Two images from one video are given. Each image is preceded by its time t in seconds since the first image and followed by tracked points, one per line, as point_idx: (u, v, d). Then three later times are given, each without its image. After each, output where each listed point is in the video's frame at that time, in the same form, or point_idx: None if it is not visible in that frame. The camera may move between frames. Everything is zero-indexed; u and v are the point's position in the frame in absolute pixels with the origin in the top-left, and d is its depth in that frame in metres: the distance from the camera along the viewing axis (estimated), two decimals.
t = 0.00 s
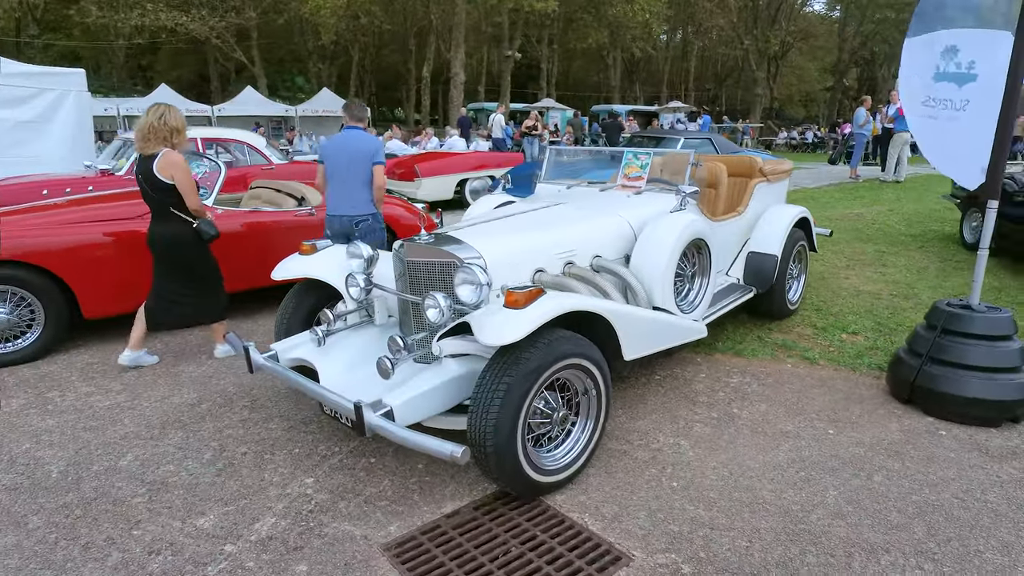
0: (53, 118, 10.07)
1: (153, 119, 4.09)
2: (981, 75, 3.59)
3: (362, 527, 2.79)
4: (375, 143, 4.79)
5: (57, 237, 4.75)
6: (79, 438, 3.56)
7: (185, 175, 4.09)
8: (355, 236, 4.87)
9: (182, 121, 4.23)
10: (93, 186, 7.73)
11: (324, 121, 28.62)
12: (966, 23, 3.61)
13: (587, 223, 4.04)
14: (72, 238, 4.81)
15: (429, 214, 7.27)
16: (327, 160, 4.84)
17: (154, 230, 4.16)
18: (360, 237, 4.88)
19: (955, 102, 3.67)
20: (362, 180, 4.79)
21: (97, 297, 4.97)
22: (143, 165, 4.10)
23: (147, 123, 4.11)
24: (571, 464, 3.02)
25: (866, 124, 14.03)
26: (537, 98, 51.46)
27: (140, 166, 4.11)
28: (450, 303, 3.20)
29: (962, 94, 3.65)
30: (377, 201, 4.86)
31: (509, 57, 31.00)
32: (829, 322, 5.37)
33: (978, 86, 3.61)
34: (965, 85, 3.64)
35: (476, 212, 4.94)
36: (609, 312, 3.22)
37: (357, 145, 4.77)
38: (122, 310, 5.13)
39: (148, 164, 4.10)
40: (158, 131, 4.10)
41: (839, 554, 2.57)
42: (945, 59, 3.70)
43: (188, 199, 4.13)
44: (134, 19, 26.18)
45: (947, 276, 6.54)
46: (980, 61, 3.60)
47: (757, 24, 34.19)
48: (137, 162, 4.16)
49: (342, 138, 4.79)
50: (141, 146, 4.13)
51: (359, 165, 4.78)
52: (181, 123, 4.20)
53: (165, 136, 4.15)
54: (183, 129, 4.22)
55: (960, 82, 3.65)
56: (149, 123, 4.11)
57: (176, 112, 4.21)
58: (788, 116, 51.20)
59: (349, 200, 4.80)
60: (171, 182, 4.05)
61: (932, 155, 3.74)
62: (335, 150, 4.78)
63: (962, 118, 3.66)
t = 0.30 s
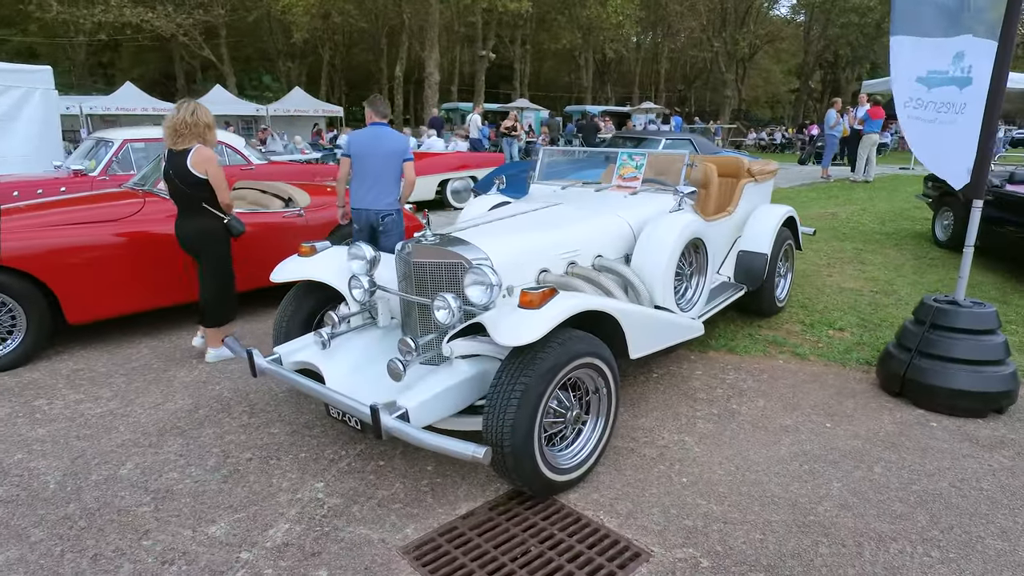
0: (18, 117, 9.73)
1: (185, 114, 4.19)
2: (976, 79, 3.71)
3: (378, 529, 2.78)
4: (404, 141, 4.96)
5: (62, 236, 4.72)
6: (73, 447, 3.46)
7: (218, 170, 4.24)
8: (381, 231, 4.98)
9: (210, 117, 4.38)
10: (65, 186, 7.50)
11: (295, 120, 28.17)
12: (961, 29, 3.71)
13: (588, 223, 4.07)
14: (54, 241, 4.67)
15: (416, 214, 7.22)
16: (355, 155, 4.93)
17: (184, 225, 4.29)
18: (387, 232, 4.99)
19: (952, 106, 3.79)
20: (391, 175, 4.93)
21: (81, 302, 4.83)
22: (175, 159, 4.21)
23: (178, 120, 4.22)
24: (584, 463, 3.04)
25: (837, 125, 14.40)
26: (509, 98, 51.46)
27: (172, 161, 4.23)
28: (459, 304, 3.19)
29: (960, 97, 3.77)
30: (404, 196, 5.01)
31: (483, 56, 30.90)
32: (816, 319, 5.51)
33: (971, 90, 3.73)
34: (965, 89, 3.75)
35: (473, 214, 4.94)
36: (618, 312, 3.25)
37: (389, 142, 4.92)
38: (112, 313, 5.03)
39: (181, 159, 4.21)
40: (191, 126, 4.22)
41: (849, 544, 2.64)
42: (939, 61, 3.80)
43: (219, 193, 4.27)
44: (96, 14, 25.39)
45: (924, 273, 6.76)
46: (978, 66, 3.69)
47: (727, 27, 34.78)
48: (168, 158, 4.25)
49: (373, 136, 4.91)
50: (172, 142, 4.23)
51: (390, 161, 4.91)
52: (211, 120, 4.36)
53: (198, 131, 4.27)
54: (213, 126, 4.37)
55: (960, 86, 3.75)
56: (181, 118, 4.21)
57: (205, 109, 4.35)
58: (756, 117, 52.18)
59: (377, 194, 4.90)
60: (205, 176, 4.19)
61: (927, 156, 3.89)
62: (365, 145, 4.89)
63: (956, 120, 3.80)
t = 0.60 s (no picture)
0: None
1: (209, 117, 4.19)
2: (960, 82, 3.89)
3: (394, 531, 2.76)
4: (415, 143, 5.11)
5: (58, 237, 4.64)
6: (70, 454, 3.37)
7: (238, 172, 4.26)
8: (392, 231, 5.13)
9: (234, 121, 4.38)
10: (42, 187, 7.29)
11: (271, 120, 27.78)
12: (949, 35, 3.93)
13: (590, 223, 4.10)
14: (39, 243, 4.53)
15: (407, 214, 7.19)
16: (369, 157, 5.02)
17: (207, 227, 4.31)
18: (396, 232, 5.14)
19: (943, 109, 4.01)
20: (403, 176, 5.06)
21: (68, 305, 4.71)
22: (197, 162, 4.23)
23: (203, 122, 4.22)
24: (595, 462, 3.05)
25: (813, 125, 14.68)
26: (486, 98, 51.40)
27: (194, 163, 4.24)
28: (469, 304, 3.20)
29: (947, 100, 3.98)
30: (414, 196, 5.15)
31: (461, 55, 30.78)
32: (806, 315, 5.62)
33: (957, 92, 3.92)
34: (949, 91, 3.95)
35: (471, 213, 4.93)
36: (626, 310, 3.28)
37: (401, 145, 5.05)
38: (100, 317, 4.91)
39: (203, 162, 4.23)
40: (217, 129, 4.22)
41: (859, 535, 2.71)
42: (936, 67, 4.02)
43: (238, 195, 4.27)
44: (64, 10, 24.72)
45: (906, 269, 6.94)
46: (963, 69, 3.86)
47: (701, 28, 35.20)
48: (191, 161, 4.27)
49: (386, 139, 5.04)
50: (197, 145, 4.24)
51: (402, 163, 5.05)
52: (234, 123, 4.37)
53: (223, 134, 4.27)
54: (236, 129, 4.38)
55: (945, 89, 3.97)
56: (206, 121, 4.21)
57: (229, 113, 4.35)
58: (730, 116, 52.91)
59: (390, 194, 5.02)
60: (224, 179, 4.20)
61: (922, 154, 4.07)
62: (379, 147, 5.00)
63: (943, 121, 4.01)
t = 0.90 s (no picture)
0: None
1: (232, 112, 4.25)
2: (966, 82, 3.90)
3: (411, 535, 2.71)
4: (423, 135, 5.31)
5: (49, 237, 4.51)
6: (67, 461, 3.26)
7: (262, 166, 4.25)
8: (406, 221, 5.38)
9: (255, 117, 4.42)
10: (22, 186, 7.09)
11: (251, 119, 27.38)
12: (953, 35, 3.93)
13: (594, 221, 4.08)
14: (26, 245, 4.39)
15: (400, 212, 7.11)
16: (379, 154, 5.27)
17: (233, 222, 4.28)
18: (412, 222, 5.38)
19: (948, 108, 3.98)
20: (414, 168, 5.28)
21: (57, 308, 4.58)
22: (220, 157, 4.24)
23: (226, 118, 4.27)
24: (610, 463, 3.03)
25: (797, 125, 14.83)
26: (469, 97, 51.23)
27: (218, 158, 4.26)
28: (480, 303, 3.15)
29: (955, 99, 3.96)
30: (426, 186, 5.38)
31: (444, 54, 30.61)
32: (802, 312, 5.66)
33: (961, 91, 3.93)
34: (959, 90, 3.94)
35: (472, 213, 4.88)
36: (637, 308, 3.26)
37: (409, 138, 5.27)
38: (93, 319, 4.78)
39: (227, 157, 4.24)
40: (239, 124, 4.26)
41: (876, 530, 2.72)
42: (930, 66, 4.01)
43: (263, 189, 4.26)
44: (36, 6, 24.11)
45: (897, 267, 7.03)
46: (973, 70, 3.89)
47: (683, 29, 35.41)
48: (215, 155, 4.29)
49: (394, 134, 5.27)
50: (220, 140, 4.28)
51: (412, 157, 5.26)
52: (256, 119, 4.40)
53: (245, 130, 4.32)
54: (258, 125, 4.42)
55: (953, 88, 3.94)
56: (229, 117, 4.26)
57: (250, 109, 4.40)
58: (711, 116, 53.41)
59: (402, 187, 5.26)
60: (250, 173, 4.21)
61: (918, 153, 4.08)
62: (387, 143, 5.25)
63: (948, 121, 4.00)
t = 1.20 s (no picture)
0: None
1: (263, 110, 4.22)
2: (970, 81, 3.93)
3: (436, 546, 2.65)
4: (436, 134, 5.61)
5: (46, 241, 4.37)
6: (73, 472, 3.16)
7: (294, 165, 4.29)
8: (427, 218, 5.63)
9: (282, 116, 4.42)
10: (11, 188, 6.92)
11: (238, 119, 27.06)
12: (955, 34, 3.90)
13: (608, 223, 4.03)
14: (23, 249, 4.25)
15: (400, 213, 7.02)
16: (397, 153, 5.52)
17: (263, 221, 4.24)
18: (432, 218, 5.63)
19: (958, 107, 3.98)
20: (430, 166, 5.55)
21: (56, 313, 4.45)
22: (252, 156, 4.21)
23: (260, 117, 4.22)
24: (634, 468, 2.98)
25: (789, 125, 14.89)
26: (456, 97, 51.03)
27: (248, 157, 4.22)
28: (500, 306, 3.10)
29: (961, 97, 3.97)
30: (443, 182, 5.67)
31: (433, 54, 30.45)
32: (808, 313, 5.66)
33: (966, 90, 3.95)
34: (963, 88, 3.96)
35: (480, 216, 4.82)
36: (658, 311, 3.22)
37: (425, 138, 5.53)
38: (91, 324, 4.66)
39: (258, 156, 4.22)
40: (272, 123, 4.25)
41: (906, 535, 2.70)
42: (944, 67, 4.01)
43: (293, 187, 4.31)
44: (16, 5, 23.65)
45: (897, 267, 7.06)
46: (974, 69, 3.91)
47: (670, 30, 35.50)
48: (244, 153, 4.25)
49: (411, 135, 5.53)
50: (252, 139, 4.23)
51: (428, 156, 5.53)
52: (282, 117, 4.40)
53: (277, 128, 4.30)
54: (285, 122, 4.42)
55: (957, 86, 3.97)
56: (262, 116, 4.22)
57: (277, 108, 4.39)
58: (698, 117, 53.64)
59: (421, 182, 5.54)
60: (282, 171, 4.21)
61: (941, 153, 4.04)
62: (405, 143, 5.50)
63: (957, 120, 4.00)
